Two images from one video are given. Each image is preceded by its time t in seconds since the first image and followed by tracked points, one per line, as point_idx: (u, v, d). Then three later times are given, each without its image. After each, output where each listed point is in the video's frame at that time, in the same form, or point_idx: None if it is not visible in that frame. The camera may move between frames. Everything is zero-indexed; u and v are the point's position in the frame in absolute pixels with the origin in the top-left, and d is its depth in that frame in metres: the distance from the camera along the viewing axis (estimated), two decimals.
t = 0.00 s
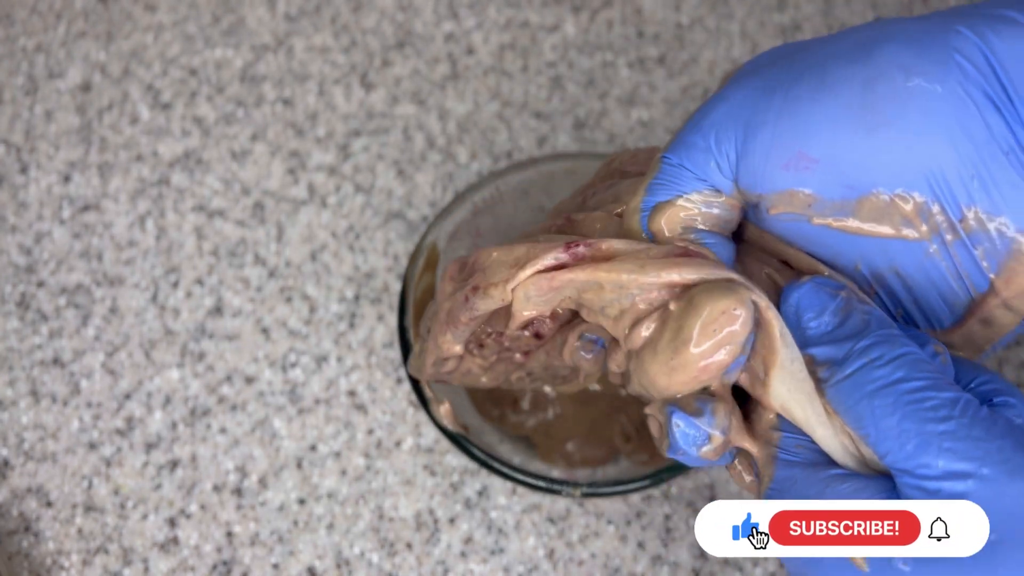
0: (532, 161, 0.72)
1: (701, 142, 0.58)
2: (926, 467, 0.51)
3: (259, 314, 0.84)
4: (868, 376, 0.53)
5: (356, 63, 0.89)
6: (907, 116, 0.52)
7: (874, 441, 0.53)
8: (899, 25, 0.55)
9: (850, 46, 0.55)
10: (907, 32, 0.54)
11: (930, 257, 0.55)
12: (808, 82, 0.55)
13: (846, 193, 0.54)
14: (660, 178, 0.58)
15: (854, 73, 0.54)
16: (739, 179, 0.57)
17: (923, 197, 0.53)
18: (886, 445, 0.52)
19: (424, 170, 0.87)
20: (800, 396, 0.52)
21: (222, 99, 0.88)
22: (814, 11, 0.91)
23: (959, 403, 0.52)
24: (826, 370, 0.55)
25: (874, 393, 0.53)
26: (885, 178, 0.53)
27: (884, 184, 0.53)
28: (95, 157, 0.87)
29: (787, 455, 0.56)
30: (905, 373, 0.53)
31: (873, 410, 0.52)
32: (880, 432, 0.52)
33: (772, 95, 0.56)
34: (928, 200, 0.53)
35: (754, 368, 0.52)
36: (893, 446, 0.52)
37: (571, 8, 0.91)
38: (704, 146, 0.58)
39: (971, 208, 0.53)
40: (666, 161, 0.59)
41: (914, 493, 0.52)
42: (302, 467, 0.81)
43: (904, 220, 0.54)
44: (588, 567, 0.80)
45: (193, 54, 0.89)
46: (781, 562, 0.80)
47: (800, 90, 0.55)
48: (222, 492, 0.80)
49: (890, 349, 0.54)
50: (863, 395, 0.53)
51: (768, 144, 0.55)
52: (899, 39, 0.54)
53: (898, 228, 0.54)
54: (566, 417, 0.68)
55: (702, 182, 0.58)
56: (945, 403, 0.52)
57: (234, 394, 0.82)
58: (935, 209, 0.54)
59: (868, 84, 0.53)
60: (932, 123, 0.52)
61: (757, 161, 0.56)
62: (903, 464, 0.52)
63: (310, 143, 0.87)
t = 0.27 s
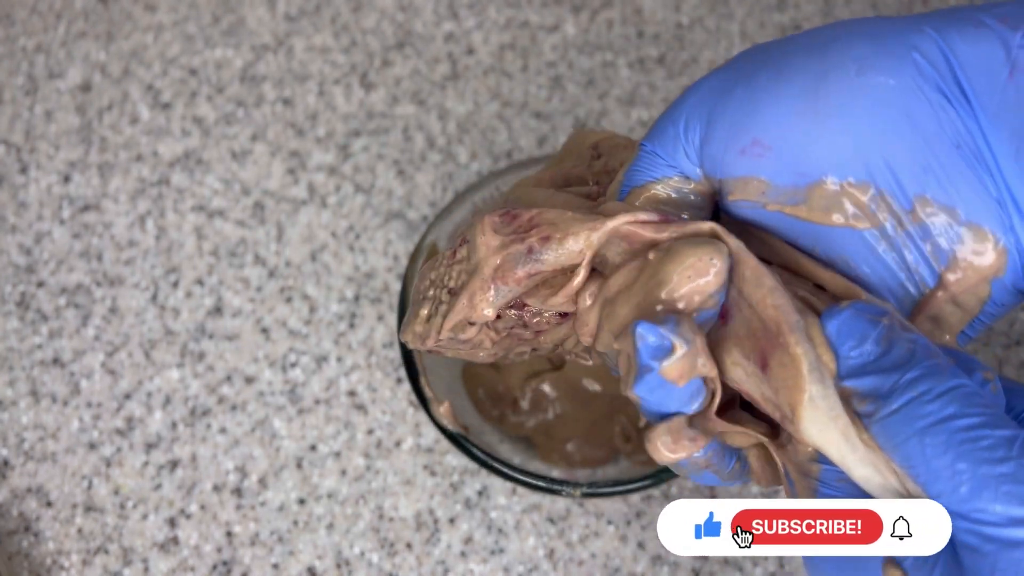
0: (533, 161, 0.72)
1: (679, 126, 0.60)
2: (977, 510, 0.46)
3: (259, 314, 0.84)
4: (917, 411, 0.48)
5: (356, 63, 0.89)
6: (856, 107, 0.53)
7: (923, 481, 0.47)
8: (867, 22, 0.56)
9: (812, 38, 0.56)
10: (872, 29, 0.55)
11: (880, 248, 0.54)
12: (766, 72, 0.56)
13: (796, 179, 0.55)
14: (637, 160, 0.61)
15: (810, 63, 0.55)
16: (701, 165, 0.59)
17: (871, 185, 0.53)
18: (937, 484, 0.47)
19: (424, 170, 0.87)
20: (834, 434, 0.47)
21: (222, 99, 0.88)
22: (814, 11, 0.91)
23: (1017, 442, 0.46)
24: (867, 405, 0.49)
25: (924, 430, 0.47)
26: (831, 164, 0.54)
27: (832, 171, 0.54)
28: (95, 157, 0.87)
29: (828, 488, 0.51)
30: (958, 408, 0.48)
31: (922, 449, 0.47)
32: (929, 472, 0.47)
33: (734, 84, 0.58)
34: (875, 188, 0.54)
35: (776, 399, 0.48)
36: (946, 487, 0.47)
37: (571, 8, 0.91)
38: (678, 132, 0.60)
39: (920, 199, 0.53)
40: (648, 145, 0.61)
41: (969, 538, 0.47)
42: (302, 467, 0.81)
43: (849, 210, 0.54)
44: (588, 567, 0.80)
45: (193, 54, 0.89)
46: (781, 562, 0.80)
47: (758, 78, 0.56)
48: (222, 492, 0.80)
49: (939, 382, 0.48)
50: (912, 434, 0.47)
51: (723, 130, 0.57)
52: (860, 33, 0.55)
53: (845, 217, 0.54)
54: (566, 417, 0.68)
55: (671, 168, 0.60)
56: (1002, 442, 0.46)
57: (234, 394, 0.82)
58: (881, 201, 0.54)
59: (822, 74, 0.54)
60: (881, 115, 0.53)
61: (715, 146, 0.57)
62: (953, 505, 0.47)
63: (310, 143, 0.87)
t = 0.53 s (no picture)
0: (534, 161, 0.72)
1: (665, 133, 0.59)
2: None
3: (259, 314, 0.84)
4: (963, 430, 0.46)
5: (356, 63, 0.89)
6: (843, 123, 0.53)
7: (969, 501, 0.46)
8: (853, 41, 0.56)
9: (801, 53, 0.55)
10: (858, 47, 0.55)
11: (864, 270, 0.53)
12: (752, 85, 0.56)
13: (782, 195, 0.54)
14: (620, 168, 0.60)
15: (797, 77, 0.54)
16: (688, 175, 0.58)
17: (859, 206, 0.53)
18: (985, 505, 0.46)
19: (424, 170, 0.87)
20: (869, 448, 0.47)
21: (222, 99, 0.88)
22: (813, 11, 0.91)
23: None
24: (908, 422, 0.47)
25: (970, 450, 0.46)
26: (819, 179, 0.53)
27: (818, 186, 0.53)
28: (95, 157, 0.87)
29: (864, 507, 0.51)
30: (1004, 427, 0.46)
31: (968, 469, 0.46)
32: (976, 492, 0.46)
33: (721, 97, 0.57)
34: (863, 207, 0.53)
35: (812, 410, 0.48)
36: (993, 508, 0.46)
37: (571, 8, 0.91)
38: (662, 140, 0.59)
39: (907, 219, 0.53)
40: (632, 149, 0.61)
41: (1017, 560, 0.45)
42: (302, 467, 0.81)
43: (837, 229, 0.53)
44: (588, 567, 0.80)
45: (193, 54, 0.89)
46: (782, 562, 0.80)
47: (743, 91, 0.56)
48: (222, 492, 0.80)
49: (985, 399, 0.47)
50: (956, 453, 0.46)
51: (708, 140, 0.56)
52: (848, 50, 0.55)
53: (834, 238, 0.53)
54: (565, 418, 0.69)
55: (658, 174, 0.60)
56: None
57: (234, 394, 0.82)
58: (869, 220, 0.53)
59: (810, 88, 0.54)
60: (868, 132, 0.53)
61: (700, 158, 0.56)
62: (1002, 525, 0.46)
63: (310, 143, 0.87)
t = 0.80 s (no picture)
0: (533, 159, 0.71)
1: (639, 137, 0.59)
2: None
3: (259, 314, 0.83)
4: (982, 443, 0.46)
5: (356, 63, 0.89)
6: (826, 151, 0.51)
7: (987, 514, 0.46)
8: (838, 63, 0.53)
9: (785, 77, 0.53)
10: (842, 70, 0.53)
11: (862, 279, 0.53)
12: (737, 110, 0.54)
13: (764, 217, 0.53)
14: (596, 159, 0.60)
15: (780, 104, 0.52)
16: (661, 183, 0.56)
17: (842, 225, 0.52)
18: (1003, 519, 0.46)
19: (424, 170, 0.87)
20: (885, 455, 0.48)
21: (222, 99, 0.88)
22: (814, 11, 0.91)
23: None
24: (926, 434, 0.48)
25: (989, 462, 0.46)
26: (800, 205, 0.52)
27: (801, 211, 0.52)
28: (95, 157, 0.87)
29: (882, 519, 0.54)
30: None
31: (987, 482, 0.46)
32: (994, 506, 0.46)
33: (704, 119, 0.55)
34: (845, 227, 0.52)
35: (830, 416, 0.50)
36: (1011, 522, 0.45)
37: (571, 8, 0.91)
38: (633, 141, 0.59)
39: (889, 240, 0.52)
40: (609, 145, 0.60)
41: None
42: (302, 467, 0.81)
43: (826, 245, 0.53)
44: (588, 567, 0.80)
45: (193, 54, 0.89)
46: (782, 563, 0.79)
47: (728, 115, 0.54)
48: (222, 492, 0.80)
49: (1005, 413, 0.47)
50: (975, 465, 0.46)
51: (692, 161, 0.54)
52: (833, 75, 0.52)
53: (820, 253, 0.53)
54: (565, 420, 0.69)
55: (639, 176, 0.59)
56: None
57: (234, 394, 0.82)
58: (852, 238, 0.52)
59: (792, 116, 0.52)
60: (850, 160, 0.51)
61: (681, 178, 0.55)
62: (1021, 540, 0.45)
63: (309, 143, 0.87)
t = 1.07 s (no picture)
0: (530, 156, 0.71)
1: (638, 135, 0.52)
2: None
3: (259, 314, 0.83)
4: (987, 435, 0.47)
5: (356, 63, 0.89)
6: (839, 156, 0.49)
7: (993, 508, 0.46)
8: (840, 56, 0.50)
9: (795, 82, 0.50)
10: (845, 65, 0.50)
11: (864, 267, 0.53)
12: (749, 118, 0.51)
13: (776, 220, 0.52)
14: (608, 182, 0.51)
15: (789, 110, 0.49)
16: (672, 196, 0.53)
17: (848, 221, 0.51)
18: (1009, 513, 0.46)
19: (424, 170, 0.87)
20: (886, 450, 0.48)
21: (222, 99, 0.88)
22: (814, 11, 0.91)
23: None
24: (932, 427, 0.49)
25: (996, 454, 0.46)
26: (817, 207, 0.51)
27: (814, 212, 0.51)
28: (95, 157, 0.87)
29: (883, 511, 0.53)
30: None
31: (993, 474, 0.46)
32: (1001, 498, 0.46)
33: (710, 123, 0.52)
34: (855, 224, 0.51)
35: (831, 411, 0.50)
36: (1017, 515, 0.45)
37: (571, 8, 0.91)
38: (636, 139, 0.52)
39: (896, 229, 0.51)
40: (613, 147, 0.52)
41: None
42: (302, 467, 0.81)
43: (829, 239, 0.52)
44: (588, 567, 0.80)
45: (193, 54, 0.89)
46: (782, 563, 0.79)
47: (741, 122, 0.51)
48: (222, 492, 0.80)
49: (1011, 406, 0.48)
50: (981, 457, 0.47)
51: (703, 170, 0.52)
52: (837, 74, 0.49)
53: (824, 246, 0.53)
54: (565, 421, 0.69)
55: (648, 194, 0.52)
56: None
57: (234, 394, 0.82)
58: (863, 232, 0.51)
59: (805, 123, 0.49)
60: (861, 165, 0.49)
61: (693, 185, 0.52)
62: None
63: (309, 143, 0.87)
